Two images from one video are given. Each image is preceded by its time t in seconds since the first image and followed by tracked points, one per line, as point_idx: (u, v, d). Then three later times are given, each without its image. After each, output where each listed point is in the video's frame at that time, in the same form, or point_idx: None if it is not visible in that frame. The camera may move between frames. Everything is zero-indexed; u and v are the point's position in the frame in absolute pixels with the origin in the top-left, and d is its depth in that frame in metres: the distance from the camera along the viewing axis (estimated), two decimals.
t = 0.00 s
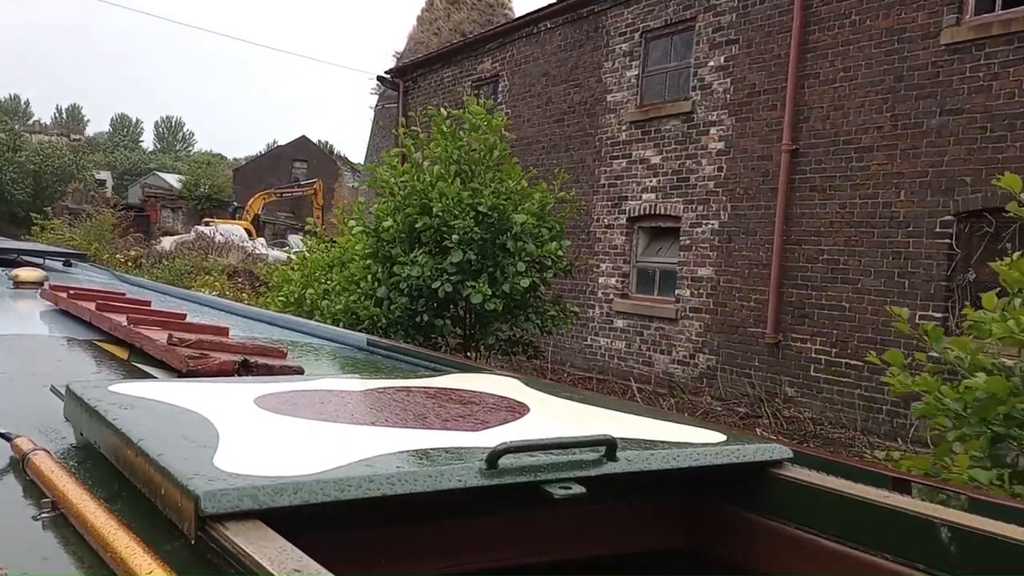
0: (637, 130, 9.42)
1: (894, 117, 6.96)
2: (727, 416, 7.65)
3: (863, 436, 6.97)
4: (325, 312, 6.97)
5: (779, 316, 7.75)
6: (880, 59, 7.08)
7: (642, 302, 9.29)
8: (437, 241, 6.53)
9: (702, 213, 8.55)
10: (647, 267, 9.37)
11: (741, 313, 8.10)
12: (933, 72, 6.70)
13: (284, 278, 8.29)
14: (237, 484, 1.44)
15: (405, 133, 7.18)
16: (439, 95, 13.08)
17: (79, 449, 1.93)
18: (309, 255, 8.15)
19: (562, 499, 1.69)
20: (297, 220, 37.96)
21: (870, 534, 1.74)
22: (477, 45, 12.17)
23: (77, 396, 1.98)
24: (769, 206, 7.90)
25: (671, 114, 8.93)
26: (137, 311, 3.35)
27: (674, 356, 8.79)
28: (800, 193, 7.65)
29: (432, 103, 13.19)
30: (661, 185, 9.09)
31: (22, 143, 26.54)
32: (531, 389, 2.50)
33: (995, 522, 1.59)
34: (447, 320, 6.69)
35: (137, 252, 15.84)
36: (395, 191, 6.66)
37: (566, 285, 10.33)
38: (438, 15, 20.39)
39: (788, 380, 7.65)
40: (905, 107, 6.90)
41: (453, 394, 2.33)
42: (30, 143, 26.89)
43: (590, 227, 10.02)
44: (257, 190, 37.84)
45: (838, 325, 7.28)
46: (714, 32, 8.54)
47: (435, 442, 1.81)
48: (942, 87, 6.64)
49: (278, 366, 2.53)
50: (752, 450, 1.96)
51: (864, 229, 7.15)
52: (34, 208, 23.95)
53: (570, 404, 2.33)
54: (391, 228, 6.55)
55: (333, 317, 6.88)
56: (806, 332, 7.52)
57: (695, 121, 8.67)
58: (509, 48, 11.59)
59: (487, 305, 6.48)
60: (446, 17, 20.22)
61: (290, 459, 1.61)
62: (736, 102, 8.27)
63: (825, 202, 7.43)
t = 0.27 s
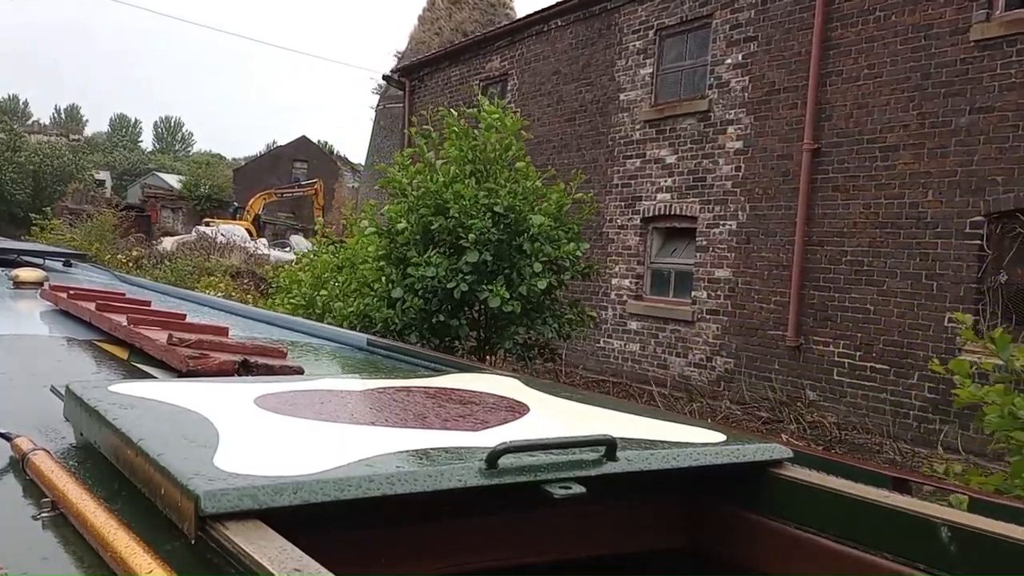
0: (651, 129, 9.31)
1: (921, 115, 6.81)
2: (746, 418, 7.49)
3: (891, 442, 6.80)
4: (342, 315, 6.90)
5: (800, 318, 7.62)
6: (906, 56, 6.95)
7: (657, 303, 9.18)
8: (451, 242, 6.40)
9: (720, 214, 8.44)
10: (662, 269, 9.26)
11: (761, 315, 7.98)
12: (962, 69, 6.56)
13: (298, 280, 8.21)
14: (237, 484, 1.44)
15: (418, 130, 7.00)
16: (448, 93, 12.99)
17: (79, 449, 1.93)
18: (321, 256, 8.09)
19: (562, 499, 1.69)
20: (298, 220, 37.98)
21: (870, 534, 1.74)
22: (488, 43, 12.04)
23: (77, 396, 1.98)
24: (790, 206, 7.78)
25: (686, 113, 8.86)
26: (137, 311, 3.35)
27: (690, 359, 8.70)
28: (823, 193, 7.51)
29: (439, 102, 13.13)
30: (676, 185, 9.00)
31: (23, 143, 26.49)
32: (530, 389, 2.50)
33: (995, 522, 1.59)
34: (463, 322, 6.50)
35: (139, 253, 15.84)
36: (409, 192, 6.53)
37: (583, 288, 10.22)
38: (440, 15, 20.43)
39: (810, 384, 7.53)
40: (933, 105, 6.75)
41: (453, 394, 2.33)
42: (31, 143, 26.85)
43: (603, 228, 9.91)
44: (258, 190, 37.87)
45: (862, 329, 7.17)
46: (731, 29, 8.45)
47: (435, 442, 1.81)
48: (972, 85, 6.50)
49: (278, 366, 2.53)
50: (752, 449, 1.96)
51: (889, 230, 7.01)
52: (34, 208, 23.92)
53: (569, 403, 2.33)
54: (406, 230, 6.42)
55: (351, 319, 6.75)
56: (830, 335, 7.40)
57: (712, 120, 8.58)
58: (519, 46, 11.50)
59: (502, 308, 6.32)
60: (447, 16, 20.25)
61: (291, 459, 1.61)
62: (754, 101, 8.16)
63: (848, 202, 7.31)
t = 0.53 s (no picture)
0: (666, 129, 9.06)
1: (949, 113, 6.63)
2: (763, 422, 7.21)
3: (919, 449, 6.62)
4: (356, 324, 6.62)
5: (823, 321, 7.43)
6: (934, 52, 6.75)
7: (672, 306, 8.92)
8: (468, 244, 6.14)
9: (738, 214, 8.23)
10: (677, 271, 9.02)
11: (781, 318, 7.77)
12: (993, 66, 6.37)
13: (308, 283, 7.97)
14: (238, 484, 1.44)
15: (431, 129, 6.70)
16: (455, 92, 12.62)
17: (79, 449, 1.93)
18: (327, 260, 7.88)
19: (562, 499, 1.69)
20: (298, 220, 37.97)
21: (870, 534, 1.74)
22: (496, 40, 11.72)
23: (77, 396, 1.98)
24: (811, 206, 7.58)
25: (703, 111, 8.61)
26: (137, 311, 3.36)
27: (707, 362, 8.49)
28: (845, 193, 7.32)
29: (443, 101, 12.91)
30: (692, 185, 8.75)
31: (22, 143, 26.45)
32: (530, 389, 2.50)
33: (995, 522, 1.59)
34: (481, 325, 6.25)
35: (139, 254, 15.82)
36: (421, 193, 6.32)
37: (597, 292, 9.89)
38: (441, 14, 20.43)
39: (833, 389, 7.34)
40: (961, 103, 6.56)
41: (453, 394, 2.33)
42: (30, 143, 26.81)
43: (615, 229, 9.61)
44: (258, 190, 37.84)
45: (888, 332, 6.97)
46: (750, 25, 8.19)
47: (435, 442, 1.81)
48: (1003, 82, 6.32)
49: (278, 366, 2.53)
50: (752, 450, 1.96)
51: (916, 230, 6.81)
52: (34, 208, 23.87)
53: (569, 403, 2.33)
54: (421, 231, 6.18)
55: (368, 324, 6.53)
56: (853, 339, 7.21)
57: (730, 118, 8.33)
58: (526, 44, 11.19)
59: (519, 310, 6.07)
60: (448, 15, 20.27)
61: (291, 459, 1.61)
62: (774, 99, 7.93)
63: (873, 202, 7.11)
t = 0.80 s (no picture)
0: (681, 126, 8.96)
1: (979, 110, 6.50)
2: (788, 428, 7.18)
3: (948, 455, 6.53)
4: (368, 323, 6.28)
5: (846, 323, 7.32)
6: (963, 48, 6.63)
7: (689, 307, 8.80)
8: (484, 245, 5.83)
9: (757, 214, 8.11)
10: (693, 271, 8.90)
11: (801, 320, 7.65)
12: None
13: (313, 283, 7.62)
14: (238, 484, 1.44)
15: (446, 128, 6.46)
16: (463, 90, 12.51)
17: (79, 449, 1.93)
18: (333, 258, 7.62)
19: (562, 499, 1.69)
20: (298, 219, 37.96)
21: (870, 534, 1.74)
22: (505, 38, 11.69)
23: (77, 396, 1.98)
24: (833, 206, 7.48)
25: (720, 108, 8.50)
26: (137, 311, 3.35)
27: (725, 365, 8.35)
28: (870, 192, 7.20)
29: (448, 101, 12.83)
30: (709, 184, 8.63)
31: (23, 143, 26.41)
32: (530, 389, 2.50)
33: (995, 522, 1.58)
34: (499, 328, 5.95)
35: (140, 254, 15.80)
36: (436, 193, 6.02)
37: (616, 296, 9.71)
38: (443, 13, 20.45)
39: (857, 394, 7.22)
40: (992, 100, 6.44)
41: (453, 394, 2.33)
42: (31, 142, 26.77)
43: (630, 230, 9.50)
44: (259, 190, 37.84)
45: (914, 335, 6.85)
46: (769, 21, 8.10)
47: (435, 442, 1.81)
48: None
49: (278, 366, 2.53)
50: (752, 450, 1.95)
51: (945, 230, 6.70)
52: (34, 208, 23.83)
53: (569, 403, 2.33)
54: (439, 232, 5.91)
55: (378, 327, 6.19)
56: (878, 342, 7.10)
57: (749, 116, 8.22)
58: (537, 41, 11.16)
59: (537, 313, 5.76)
60: (449, 14, 20.30)
61: (290, 459, 1.61)
62: (794, 95, 7.83)
63: (899, 201, 6.99)
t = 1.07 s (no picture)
0: (698, 124, 8.90)
1: (1011, 107, 6.44)
2: (814, 435, 7.10)
3: (981, 463, 6.47)
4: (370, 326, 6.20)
5: (871, 325, 7.26)
6: (993, 43, 6.58)
7: (706, 308, 8.77)
8: (499, 247, 5.69)
9: (776, 213, 8.08)
10: (709, 272, 8.87)
11: (824, 322, 7.61)
12: None
13: (318, 286, 7.36)
14: (237, 484, 1.43)
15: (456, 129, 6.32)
16: (471, 89, 12.52)
17: (79, 449, 1.93)
18: (340, 259, 7.41)
19: (562, 499, 1.69)
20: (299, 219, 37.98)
21: (870, 534, 1.74)
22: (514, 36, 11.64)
23: (77, 396, 1.98)
24: (857, 206, 7.44)
25: (739, 105, 8.46)
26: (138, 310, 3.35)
27: (743, 368, 8.32)
28: (896, 191, 7.15)
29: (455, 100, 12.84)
30: (727, 183, 8.58)
31: (24, 143, 26.40)
32: (531, 389, 2.50)
33: (996, 522, 1.58)
34: (518, 330, 5.82)
35: (142, 254, 15.80)
36: (448, 197, 5.93)
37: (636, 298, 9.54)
38: (445, 12, 20.49)
39: (883, 398, 7.16)
40: None
41: (453, 394, 2.33)
42: (32, 142, 26.76)
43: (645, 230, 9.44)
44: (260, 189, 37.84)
45: (943, 338, 6.78)
46: (789, 17, 8.08)
47: (435, 442, 1.81)
48: None
49: (278, 366, 2.53)
50: (752, 450, 1.95)
51: (975, 231, 6.64)
52: (35, 207, 23.80)
53: (569, 403, 2.32)
54: (456, 235, 5.79)
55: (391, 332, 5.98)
56: (904, 344, 7.03)
57: (768, 113, 8.19)
58: (547, 39, 11.11)
59: (556, 316, 5.63)
60: (451, 12, 20.33)
61: (290, 459, 1.61)
62: (814, 92, 7.80)
63: (926, 201, 6.94)
